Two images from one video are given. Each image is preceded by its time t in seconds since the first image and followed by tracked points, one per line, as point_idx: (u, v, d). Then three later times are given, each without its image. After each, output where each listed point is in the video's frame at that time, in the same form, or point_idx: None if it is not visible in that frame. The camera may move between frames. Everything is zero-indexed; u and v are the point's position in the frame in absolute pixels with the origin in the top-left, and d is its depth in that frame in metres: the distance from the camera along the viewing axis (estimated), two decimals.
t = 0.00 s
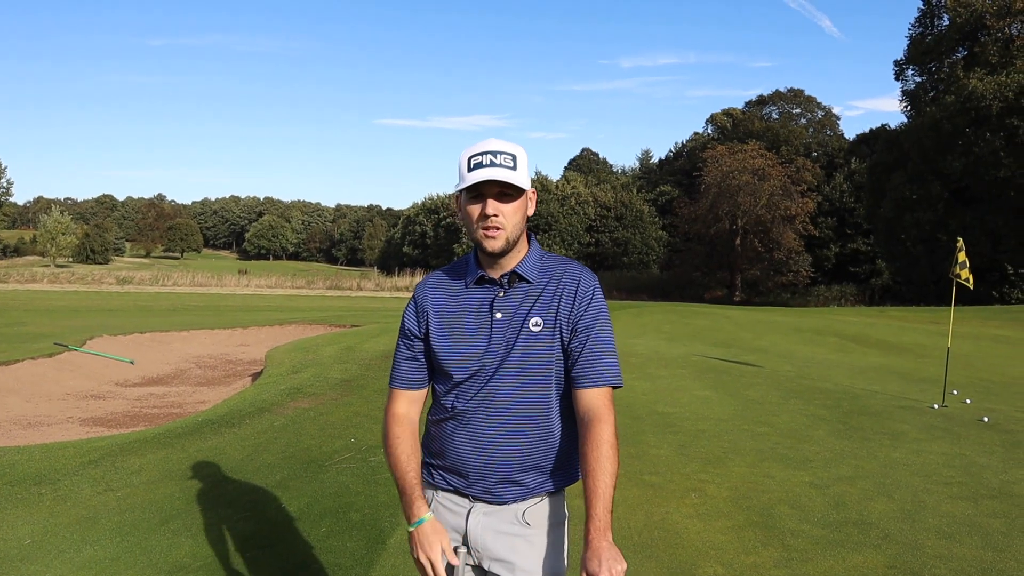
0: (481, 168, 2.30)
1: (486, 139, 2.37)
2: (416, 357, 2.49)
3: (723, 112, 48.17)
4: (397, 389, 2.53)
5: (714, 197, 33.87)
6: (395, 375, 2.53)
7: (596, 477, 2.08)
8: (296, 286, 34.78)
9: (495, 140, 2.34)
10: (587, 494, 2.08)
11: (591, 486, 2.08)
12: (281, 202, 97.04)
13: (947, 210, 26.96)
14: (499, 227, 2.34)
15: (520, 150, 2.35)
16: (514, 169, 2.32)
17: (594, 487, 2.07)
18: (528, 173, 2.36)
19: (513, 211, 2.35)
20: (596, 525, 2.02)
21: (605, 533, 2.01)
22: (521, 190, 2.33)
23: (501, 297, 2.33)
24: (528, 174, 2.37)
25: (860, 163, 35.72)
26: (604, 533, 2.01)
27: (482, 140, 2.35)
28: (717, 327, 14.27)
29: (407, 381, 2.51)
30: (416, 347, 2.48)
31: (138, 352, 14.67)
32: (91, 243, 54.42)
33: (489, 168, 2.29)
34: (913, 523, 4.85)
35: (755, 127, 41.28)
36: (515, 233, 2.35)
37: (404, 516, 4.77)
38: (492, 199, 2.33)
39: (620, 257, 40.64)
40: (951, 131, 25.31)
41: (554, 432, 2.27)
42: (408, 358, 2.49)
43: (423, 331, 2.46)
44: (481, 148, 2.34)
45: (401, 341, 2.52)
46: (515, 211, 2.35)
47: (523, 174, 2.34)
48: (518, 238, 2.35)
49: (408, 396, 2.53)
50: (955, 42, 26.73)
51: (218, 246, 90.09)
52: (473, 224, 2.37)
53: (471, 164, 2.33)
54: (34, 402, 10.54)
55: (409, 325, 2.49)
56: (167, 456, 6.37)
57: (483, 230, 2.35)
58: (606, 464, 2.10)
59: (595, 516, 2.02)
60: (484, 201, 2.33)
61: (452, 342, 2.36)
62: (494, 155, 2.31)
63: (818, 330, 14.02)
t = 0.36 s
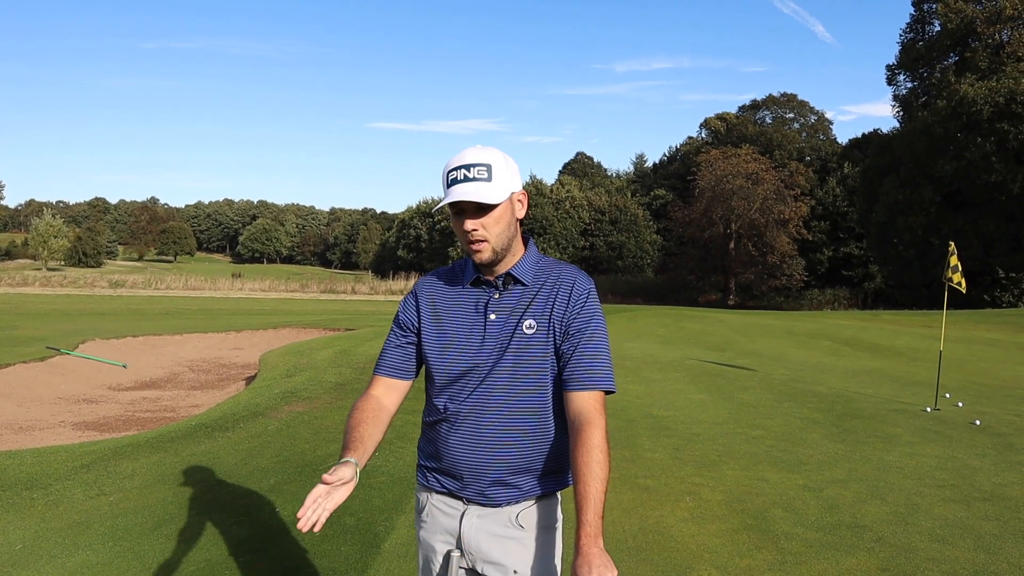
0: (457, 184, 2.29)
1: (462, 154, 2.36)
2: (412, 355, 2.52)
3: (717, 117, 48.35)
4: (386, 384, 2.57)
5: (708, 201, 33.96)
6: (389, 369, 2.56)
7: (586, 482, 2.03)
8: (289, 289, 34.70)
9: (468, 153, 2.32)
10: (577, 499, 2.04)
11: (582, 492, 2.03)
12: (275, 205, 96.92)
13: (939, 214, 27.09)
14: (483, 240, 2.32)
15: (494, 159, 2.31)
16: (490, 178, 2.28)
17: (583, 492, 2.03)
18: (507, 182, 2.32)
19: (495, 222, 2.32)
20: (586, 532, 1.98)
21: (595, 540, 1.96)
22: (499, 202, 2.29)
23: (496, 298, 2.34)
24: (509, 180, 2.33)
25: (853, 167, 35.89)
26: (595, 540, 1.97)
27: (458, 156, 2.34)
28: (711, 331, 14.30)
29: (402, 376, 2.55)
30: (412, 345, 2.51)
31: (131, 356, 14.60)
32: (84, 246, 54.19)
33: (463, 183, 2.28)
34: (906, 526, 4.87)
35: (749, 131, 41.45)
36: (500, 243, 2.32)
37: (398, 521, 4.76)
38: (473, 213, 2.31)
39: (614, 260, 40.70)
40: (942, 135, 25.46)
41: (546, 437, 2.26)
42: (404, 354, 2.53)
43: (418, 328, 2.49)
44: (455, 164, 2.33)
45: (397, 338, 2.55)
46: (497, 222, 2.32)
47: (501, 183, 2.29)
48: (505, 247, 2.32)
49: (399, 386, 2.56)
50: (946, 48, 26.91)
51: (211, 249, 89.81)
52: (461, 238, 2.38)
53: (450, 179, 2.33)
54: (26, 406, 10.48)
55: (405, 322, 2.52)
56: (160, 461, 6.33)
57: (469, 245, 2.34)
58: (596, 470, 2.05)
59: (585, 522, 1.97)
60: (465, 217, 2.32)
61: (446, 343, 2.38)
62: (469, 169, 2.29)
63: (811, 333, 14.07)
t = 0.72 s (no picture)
0: (459, 184, 2.31)
1: (464, 152, 2.36)
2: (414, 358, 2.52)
3: (719, 118, 48.31)
4: (390, 383, 2.60)
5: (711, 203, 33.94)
6: (393, 371, 2.58)
7: (590, 483, 2.04)
8: (292, 291, 34.72)
9: (470, 154, 2.33)
10: (581, 500, 2.04)
11: (586, 493, 2.04)
12: (278, 207, 97.00)
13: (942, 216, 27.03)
14: (482, 241, 2.34)
15: (496, 159, 2.32)
16: (491, 180, 2.29)
17: (587, 492, 2.03)
18: (508, 184, 2.33)
19: (494, 222, 2.33)
20: (592, 533, 1.98)
21: (600, 541, 1.97)
22: (499, 204, 2.30)
23: (496, 299, 2.34)
24: (508, 182, 2.33)
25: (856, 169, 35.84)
26: (600, 541, 1.97)
27: (460, 155, 2.35)
28: (714, 333, 14.30)
29: (404, 375, 2.56)
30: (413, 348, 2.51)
31: (134, 358, 14.61)
32: (87, 248, 54.29)
33: (463, 184, 2.29)
34: (910, 528, 4.85)
35: (752, 133, 41.43)
36: (499, 244, 2.34)
37: (401, 523, 4.76)
38: (472, 212, 2.33)
39: (617, 262, 40.69)
40: (945, 136, 25.42)
41: (548, 438, 2.26)
42: (406, 357, 2.53)
43: (418, 330, 2.49)
44: (457, 163, 2.34)
45: (401, 342, 2.56)
46: (497, 222, 2.34)
47: (500, 185, 2.30)
48: (503, 248, 2.34)
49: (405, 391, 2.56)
50: (948, 49, 26.89)
51: (214, 252, 89.91)
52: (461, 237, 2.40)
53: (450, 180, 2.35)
54: (29, 408, 10.50)
55: (406, 325, 2.53)
56: (163, 463, 6.33)
57: (469, 245, 2.36)
58: (600, 469, 2.06)
59: (590, 523, 1.98)
60: (465, 216, 2.34)
61: (446, 344, 2.38)
62: (470, 169, 2.30)
63: (815, 335, 14.05)
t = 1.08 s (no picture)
0: (488, 174, 2.33)
1: (497, 147, 2.41)
2: (415, 362, 2.51)
3: (722, 121, 48.30)
4: (395, 390, 2.57)
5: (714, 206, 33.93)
6: (395, 377, 2.56)
7: (602, 484, 2.06)
8: (295, 294, 34.75)
9: (507, 147, 2.37)
10: (593, 502, 2.06)
11: (598, 492, 2.06)
12: (281, 210, 97.25)
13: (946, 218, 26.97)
14: (497, 234, 2.36)
15: (529, 162, 2.39)
16: (521, 178, 2.35)
17: (599, 494, 2.05)
18: (533, 187, 2.40)
19: (513, 220, 2.37)
20: (604, 533, 2.00)
21: (614, 541, 1.98)
22: (526, 201, 2.36)
23: (499, 301, 2.34)
24: (532, 187, 2.39)
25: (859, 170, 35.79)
26: (614, 540, 1.98)
27: (494, 147, 2.39)
28: (716, 335, 14.28)
29: (408, 382, 2.54)
30: (415, 351, 2.50)
31: (138, 361, 14.64)
32: (91, 252, 54.43)
33: (494, 175, 2.32)
34: (913, 530, 4.84)
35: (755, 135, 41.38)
36: (513, 242, 2.36)
37: (404, 525, 4.77)
38: (495, 206, 2.36)
39: (620, 265, 40.67)
40: (949, 138, 25.37)
41: (553, 442, 2.27)
42: (406, 361, 2.52)
43: (420, 334, 2.49)
44: (492, 153, 2.37)
45: (401, 346, 2.55)
46: (515, 220, 2.37)
47: (528, 185, 2.36)
48: (516, 247, 2.36)
49: (409, 395, 2.56)
50: (952, 50, 26.85)
51: (217, 255, 90.08)
52: (475, 229, 2.40)
53: (478, 169, 2.36)
54: (33, 411, 10.53)
55: (408, 330, 2.52)
56: (167, 466, 6.35)
57: (484, 236, 2.37)
58: (611, 470, 2.08)
59: (603, 523, 1.99)
60: (488, 207, 2.36)
61: (448, 346, 2.38)
62: (504, 162, 2.34)
63: (817, 337, 14.04)
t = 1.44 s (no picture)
0: (502, 176, 2.34)
1: (509, 149, 2.42)
2: (418, 363, 2.52)
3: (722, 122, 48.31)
4: (400, 393, 2.57)
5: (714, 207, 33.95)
6: (399, 379, 2.56)
7: (610, 486, 2.07)
8: (295, 296, 34.77)
9: (519, 150, 2.38)
10: (602, 504, 2.07)
11: (606, 495, 2.07)
12: (281, 212, 97.34)
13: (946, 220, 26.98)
14: (509, 237, 2.37)
15: (541, 165, 2.41)
16: (534, 182, 2.37)
17: (608, 496, 2.06)
18: (545, 191, 2.42)
19: (524, 223, 2.39)
20: (615, 535, 2.00)
21: (624, 543, 1.99)
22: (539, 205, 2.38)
23: (504, 304, 2.35)
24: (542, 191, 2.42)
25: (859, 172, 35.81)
26: (624, 543, 1.98)
27: (507, 149, 2.39)
28: (717, 337, 14.28)
29: (411, 385, 2.53)
30: (418, 354, 2.51)
31: (138, 363, 14.65)
32: (91, 254, 54.49)
33: (509, 177, 2.33)
34: (914, 532, 4.84)
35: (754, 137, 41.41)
36: (524, 245, 2.37)
37: (405, 526, 4.77)
38: (508, 208, 2.37)
39: (620, 267, 40.69)
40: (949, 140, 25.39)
41: (556, 445, 2.27)
42: (410, 364, 2.52)
43: (423, 336, 2.49)
44: (504, 155, 2.38)
45: (404, 348, 2.56)
46: (526, 223, 2.39)
47: (541, 188, 2.38)
48: (526, 250, 2.37)
49: (412, 398, 2.56)
50: (952, 52, 26.87)
51: (217, 257, 90.18)
52: (486, 231, 2.40)
53: (492, 170, 2.37)
54: (34, 413, 10.54)
55: (412, 331, 2.53)
56: (167, 468, 6.35)
57: (495, 238, 2.37)
58: (619, 473, 2.10)
59: (614, 525, 2.00)
60: (501, 210, 2.37)
61: (451, 349, 2.38)
62: (517, 165, 2.35)
63: (817, 339, 14.05)
